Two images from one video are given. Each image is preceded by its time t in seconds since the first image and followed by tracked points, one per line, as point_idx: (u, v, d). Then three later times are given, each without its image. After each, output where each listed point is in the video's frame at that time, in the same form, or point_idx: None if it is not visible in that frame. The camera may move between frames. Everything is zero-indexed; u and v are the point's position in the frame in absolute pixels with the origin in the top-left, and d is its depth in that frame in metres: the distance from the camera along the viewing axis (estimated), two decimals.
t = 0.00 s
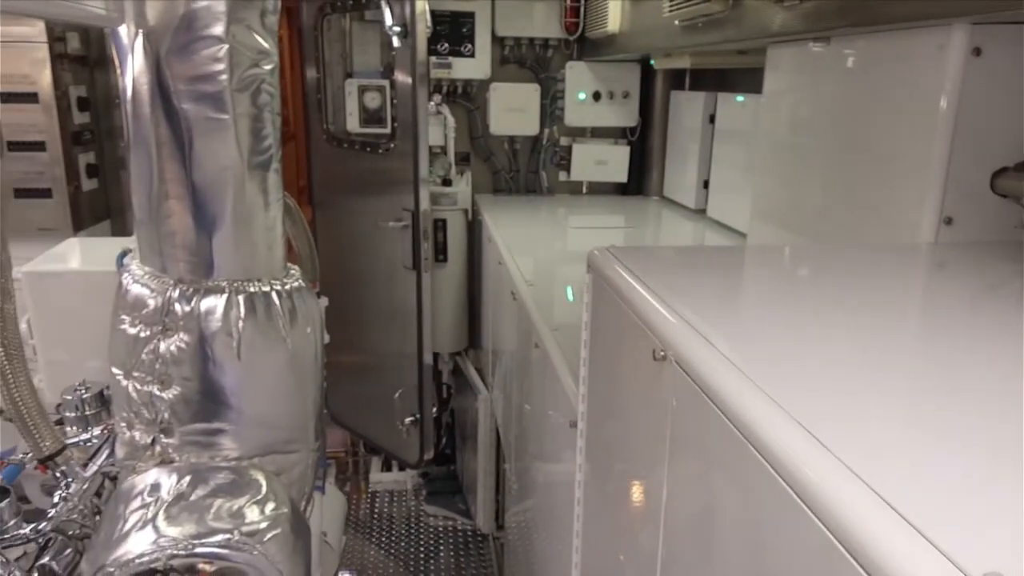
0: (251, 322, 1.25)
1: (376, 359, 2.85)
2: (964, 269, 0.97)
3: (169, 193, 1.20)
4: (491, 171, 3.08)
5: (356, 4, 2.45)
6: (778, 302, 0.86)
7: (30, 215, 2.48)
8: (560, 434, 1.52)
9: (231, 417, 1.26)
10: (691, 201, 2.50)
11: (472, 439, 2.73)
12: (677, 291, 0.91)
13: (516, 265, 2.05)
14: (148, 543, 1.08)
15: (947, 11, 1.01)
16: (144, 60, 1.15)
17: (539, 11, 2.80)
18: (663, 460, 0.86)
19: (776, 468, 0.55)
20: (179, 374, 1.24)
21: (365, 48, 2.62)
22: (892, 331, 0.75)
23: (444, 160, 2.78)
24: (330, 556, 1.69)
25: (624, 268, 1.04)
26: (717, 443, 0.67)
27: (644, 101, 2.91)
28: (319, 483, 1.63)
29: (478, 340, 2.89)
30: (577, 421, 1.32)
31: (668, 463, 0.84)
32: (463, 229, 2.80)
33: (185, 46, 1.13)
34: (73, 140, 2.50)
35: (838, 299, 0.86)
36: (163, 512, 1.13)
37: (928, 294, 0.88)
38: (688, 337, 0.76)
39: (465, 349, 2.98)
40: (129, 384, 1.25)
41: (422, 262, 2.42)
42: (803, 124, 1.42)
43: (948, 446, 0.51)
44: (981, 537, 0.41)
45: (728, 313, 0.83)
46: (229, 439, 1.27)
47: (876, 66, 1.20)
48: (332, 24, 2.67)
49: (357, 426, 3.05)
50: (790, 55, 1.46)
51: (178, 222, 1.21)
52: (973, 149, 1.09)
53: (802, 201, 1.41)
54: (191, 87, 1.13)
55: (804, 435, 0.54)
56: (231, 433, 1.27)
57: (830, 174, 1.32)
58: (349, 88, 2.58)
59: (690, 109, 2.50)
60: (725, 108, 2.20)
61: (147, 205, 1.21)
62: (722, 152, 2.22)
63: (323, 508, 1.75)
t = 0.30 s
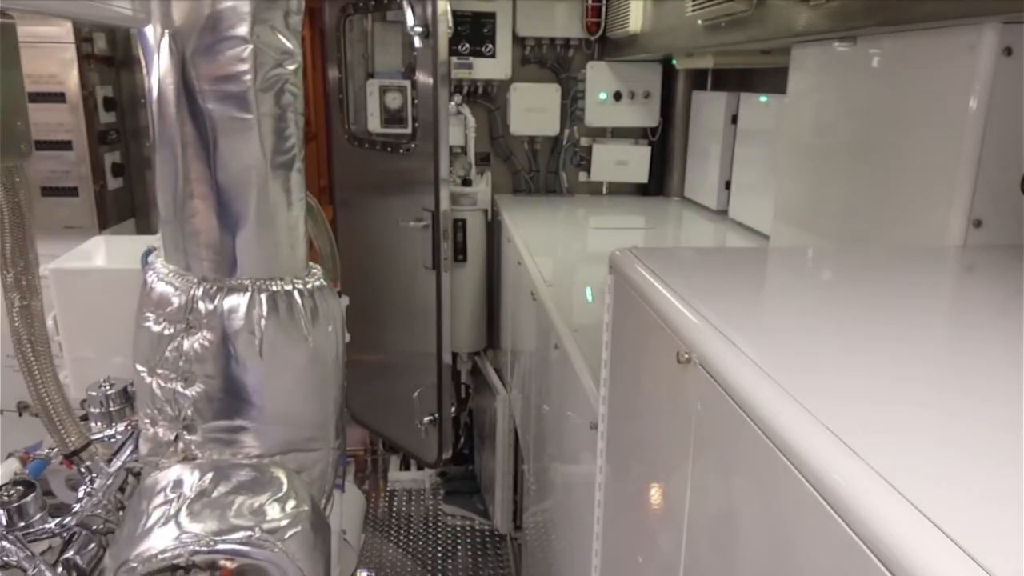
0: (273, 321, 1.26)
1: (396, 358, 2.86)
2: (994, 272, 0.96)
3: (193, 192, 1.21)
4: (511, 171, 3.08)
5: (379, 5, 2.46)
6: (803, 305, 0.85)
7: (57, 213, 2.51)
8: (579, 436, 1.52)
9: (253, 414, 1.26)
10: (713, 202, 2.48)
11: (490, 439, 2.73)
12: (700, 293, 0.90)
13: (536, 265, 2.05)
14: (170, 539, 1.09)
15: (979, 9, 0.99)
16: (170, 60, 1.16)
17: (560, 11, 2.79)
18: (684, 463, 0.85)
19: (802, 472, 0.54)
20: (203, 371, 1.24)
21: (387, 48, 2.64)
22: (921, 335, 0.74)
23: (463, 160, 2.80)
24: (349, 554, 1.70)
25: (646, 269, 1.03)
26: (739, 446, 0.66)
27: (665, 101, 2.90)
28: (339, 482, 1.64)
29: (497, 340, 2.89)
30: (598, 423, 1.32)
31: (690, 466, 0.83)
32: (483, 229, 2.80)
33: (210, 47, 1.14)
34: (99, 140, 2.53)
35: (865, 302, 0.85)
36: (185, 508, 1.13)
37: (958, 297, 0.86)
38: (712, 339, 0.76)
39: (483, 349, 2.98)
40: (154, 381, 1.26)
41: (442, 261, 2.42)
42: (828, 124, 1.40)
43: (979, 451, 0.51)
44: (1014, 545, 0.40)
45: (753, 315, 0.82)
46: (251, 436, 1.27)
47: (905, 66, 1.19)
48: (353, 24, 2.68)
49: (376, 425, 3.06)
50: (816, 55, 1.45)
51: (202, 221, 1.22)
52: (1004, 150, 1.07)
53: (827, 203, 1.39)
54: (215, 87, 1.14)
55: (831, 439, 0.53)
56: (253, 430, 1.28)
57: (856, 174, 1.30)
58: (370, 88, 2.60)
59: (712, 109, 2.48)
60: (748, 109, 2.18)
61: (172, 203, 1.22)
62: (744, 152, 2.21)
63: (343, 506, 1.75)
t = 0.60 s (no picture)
0: (291, 322, 1.27)
1: (411, 358, 2.87)
2: (1013, 279, 0.95)
3: (213, 194, 1.22)
4: (526, 173, 3.08)
5: (397, 7, 2.48)
6: (819, 310, 0.85)
7: (79, 214, 2.55)
8: (592, 438, 1.52)
9: (269, 414, 1.28)
10: (730, 204, 2.47)
11: (504, 440, 2.74)
12: (715, 297, 0.90)
13: (551, 267, 2.05)
14: (188, 537, 1.10)
15: (1002, 13, 0.98)
16: (191, 64, 1.17)
17: (577, 12, 2.79)
18: (697, 468, 0.85)
19: (812, 477, 0.54)
20: (220, 371, 1.25)
21: (404, 51, 2.65)
22: (937, 340, 0.74)
23: (479, 161, 2.78)
24: (364, 554, 1.71)
25: (660, 273, 1.03)
26: (752, 451, 0.67)
27: (682, 103, 2.89)
28: (354, 481, 1.66)
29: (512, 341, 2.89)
30: (611, 426, 1.32)
31: (703, 470, 0.83)
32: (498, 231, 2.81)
33: (230, 51, 1.15)
34: (121, 140, 2.56)
35: (882, 307, 0.85)
36: (203, 507, 1.15)
37: (975, 303, 0.85)
38: (725, 343, 0.76)
39: (498, 349, 2.99)
40: (173, 380, 1.27)
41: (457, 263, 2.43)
42: (846, 127, 1.39)
43: (990, 459, 0.51)
44: None
45: (766, 319, 0.82)
46: (267, 436, 1.28)
47: (924, 69, 1.18)
48: (371, 26, 2.69)
49: (391, 425, 3.08)
50: (834, 57, 1.44)
51: (221, 223, 1.23)
52: None
53: (844, 206, 1.39)
54: (235, 91, 1.15)
55: (842, 445, 0.53)
56: (269, 430, 1.29)
57: (873, 178, 1.30)
58: (388, 90, 2.60)
59: (730, 111, 2.47)
60: (766, 111, 2.17)
61: (192, 204, 1.24)
62: (762, 154, 2.20)
63: (357, 506, 1.76)
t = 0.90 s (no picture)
0: (303, 320, 1.27)
1: (424, 357, 2.88)
2: None
3: (226, 193, 1.23)
4: (539, 173, 3.08)
5: (410, 8, 2.49)
6: (831, 311, 0.84)
7: (96, 212, 2.58)
8: (603, 439, 1.52)
9: (281, 411, 1.28)
10: (744, 204, 2.46)
11: (516, 439, 2.74)
12: (727, 298, 0.90)
13: (563, 267, 2.05)
14: (200, 532, 1.11)
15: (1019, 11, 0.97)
16: (206, 64, 1.17)
17: (590, 12, 2.79)
18: (708, 469, 0.85)
19: (820, 479, 0.54)
20: (233, 368, 1.26)
21: (417, 51, 2.67)
22: (952, 342, 0.73)
23: (492, 160, 2.80)
24: (375, 552, 1.72)
25: (671, 273, 1.03)
26: (762, 452, 0.67)
27: (696, 103, 2.88)
28: (365, 479, 1.66)
29: (524, 341, 2.89)
30: (622, 426, 1.31)
31: (714, 471, 0.83)
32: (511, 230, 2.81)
33: (244, 51, 1.15)
34: (138, 140, 2.58)
35: (895, 308, 0.84)
36: (215, 502, 1.15)
37: (991, 305, 0.84)
38: (735, 344, 0.76)
39: (510, 349, 2.99)
40: (186, 377, 1.28)
41: (469, 262, 2.44)
42: (861, 127, 1.38)
43: (1001, 462, 0.50)
44: None
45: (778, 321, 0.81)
46: (279, 432, 1.29)
47: (939, 69, 1.17)
48: (385, 26, 2.70)
49: (403, 423, 3.09)
50: (850, 56, 1.43)
51: (235, 221, 1.24)
52: None
53: (859, 208, 1.38)
54: (249, 90, 1.15)
55: (849, 447, 0.53)
56: (281, 426, 1.29)
57: (888, 179, 1.29)
58: (402, 90, 2.61)
59: (744, 111, 2.46)
60: (780, 110, 2.16)
61: (206, 201, 1.24)
62: (777, 154, 2.18)
63: (368, 504, 1.77)
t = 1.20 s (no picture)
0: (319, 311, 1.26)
1: (439, 350, 2.88)
2: None
3: (243, 182, 1.22)
4: (556, 165, 3.07)
5: None
6: (856, 303, 0.82)
7: (116, 203, 2.60)
8: (620, 433, 1.51)
9: (296, 401, 1.28)
10: (763, 198, 2.43)
11: (531, 433, 2.73)
12: (748, 288, 0.88)
13: (579, 260, 2.03)
14: (216, 521, 1.11)
15: None
16: (223, 53, 1.16)
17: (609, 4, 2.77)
18: (727, 463, 0.84)
19: (847, 468, 0.53)
20: (250, 358, 1.26)
21: (435, 43, 2.66)
22: (982, 335, 0.71)
23: (508, 153, 2.80)
24: (390, 542, 1.72)
25: (691, 264, 1.01)
26: (783, 443, 0.65)
27: (715, 95, 2.84)
28: (381, 470, 1.66)
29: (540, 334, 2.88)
30: (639, 419, 1.30)
31: (733, 467, 0.82)
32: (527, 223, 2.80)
33: (261, 39, 1.14)
34: (157, 132, 2.60)
35: (922, 300, 0.82)
36: (231, 491, 1.16)
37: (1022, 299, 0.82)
38: (756, 333, 0.75)
39: (526, 343, 2.98)
40: (203, 366, 1.29)
41: (485, 255, 2.43)
42: (886, 117, 1.36)
43: None
44: None
45: (801, 312, 0.80)
46: (295, 422, 1.29)
47: (966, 59, 1.14)
48: (402, 18, 2.69)
49: (419, 416, 3.09)
50: (875, 45, 1.40)
51: (251, 211, 1.23)
52: None
53: (882, 201, 1.35)
54: (266, 80, 1.15)
55: (878, 436, 0.52)
56: (297, 416, 1.29)
57: (912, 170, 1.26)
58: (419, 82, 2.61)
59: (764, 103, 2.42)
60: (802, 102, 2.13)
61: (222, 190, 1.24)
62: (798, 147, 2.15)
63: (384, 494, 1.77)
